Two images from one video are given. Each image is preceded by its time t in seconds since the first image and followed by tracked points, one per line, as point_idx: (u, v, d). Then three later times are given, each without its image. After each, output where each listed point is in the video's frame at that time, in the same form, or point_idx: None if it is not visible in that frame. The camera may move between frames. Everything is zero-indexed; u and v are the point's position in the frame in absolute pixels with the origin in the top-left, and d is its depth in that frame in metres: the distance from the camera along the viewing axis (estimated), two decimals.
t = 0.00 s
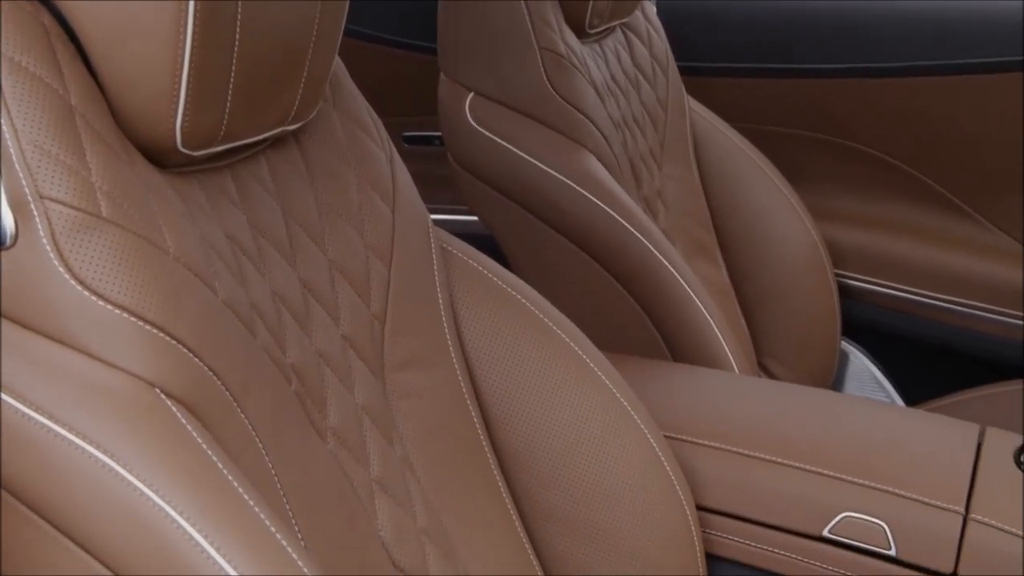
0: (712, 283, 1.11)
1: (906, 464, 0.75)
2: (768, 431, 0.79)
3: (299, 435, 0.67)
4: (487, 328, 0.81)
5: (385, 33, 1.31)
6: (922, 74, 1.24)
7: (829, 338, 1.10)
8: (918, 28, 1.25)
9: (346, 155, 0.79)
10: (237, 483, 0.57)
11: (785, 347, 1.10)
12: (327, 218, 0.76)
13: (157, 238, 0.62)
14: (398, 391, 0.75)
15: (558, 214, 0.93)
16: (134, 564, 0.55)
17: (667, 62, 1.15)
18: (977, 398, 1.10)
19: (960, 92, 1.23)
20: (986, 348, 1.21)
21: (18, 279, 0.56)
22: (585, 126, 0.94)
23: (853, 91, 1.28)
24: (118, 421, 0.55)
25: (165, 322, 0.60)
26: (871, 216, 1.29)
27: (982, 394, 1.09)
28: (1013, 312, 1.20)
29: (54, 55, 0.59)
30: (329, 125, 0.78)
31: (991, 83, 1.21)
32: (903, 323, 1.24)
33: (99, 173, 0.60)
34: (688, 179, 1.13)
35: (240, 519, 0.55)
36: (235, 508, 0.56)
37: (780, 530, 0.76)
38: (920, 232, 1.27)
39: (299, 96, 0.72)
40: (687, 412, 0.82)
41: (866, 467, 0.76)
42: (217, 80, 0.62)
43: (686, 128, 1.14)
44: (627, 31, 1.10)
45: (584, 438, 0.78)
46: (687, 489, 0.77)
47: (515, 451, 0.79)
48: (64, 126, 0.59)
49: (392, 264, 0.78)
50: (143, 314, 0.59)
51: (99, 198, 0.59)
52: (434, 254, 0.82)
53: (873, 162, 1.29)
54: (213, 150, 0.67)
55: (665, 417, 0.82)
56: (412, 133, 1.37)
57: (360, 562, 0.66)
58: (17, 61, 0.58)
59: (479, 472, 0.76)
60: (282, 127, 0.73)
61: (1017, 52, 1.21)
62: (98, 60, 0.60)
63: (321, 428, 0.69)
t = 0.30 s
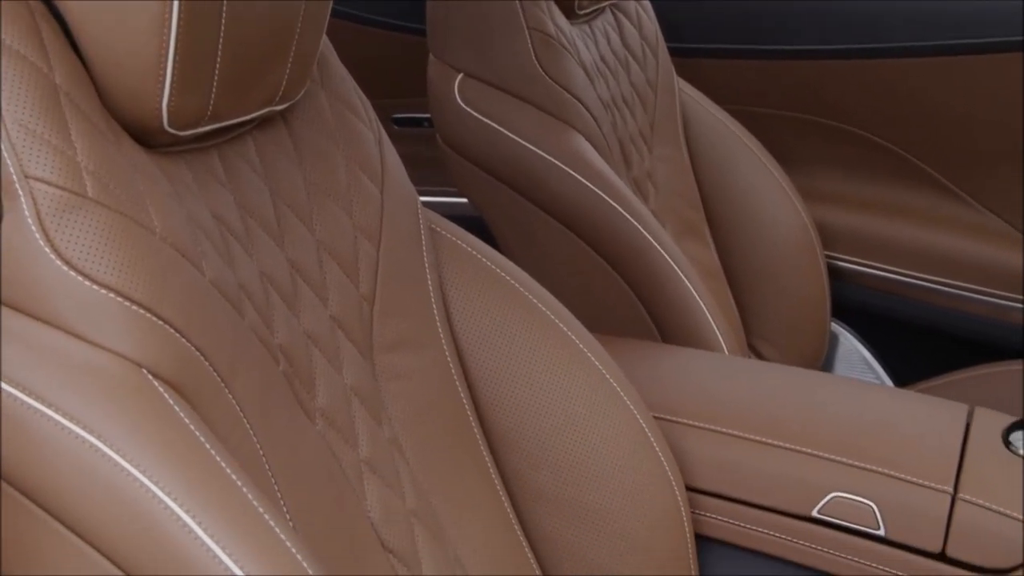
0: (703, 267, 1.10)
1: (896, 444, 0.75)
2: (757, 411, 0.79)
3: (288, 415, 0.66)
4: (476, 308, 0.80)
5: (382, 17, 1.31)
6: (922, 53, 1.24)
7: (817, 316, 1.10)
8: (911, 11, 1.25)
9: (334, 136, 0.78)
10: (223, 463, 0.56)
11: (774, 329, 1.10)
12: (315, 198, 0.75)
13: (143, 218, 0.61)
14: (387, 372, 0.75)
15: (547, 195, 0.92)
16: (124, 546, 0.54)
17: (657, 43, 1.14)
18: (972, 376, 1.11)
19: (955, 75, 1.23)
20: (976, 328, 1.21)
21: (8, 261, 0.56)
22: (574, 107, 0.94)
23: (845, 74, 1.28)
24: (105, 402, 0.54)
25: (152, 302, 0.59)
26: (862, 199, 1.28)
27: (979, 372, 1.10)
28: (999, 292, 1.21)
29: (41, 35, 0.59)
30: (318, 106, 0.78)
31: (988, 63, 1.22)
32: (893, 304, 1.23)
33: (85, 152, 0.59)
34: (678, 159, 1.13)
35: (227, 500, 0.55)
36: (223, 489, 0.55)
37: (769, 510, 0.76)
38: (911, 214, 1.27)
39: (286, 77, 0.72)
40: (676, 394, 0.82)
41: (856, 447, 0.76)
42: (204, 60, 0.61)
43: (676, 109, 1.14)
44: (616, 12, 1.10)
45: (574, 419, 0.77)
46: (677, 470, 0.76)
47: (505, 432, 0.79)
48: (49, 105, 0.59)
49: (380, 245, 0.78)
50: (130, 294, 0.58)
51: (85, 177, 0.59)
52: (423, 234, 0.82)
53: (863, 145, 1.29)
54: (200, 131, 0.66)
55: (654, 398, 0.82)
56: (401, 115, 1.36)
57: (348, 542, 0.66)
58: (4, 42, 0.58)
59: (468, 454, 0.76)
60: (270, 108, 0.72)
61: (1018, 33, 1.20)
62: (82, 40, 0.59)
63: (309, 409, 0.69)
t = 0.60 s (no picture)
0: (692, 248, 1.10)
1: (882, 419, 0.76)
2: (745, 388, 0.79)
3: (274, 391, 0.66)
4: (463, 285, 0.80)
5: None
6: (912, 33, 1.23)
7: (807, 291, 1.13)
8: None
9: (320, 112, 0.78)
10: (210, 439, 0.56)
11: (761, 305, 1.12)
12: (302, 174, 0.75)
13: (128, 194, 0.61)
14: (374, 348, 0.75)
15: (535, 172, 0.92)
16: (110, 522, 0.54)
17: (646, 20, 1.14)
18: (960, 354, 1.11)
19: (949, 53, 1.22)
20: (961, 304, 1.25)
21: None
22: (561, 84, 0.92)
23: (836, 53, 1.28)
24: (90, 378, 0.54)
25: (137, 278, 0.59)
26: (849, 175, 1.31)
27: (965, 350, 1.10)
28: (981, 269, 1.25)
29: (23, 12, 0.59)
30: (304, 82, 0.77)
31: (983, 39, 1.20)
32: (880, 280, 1.27)
33: (68, 128, 0.59)
34: (667, 137, 1.12)
35: (213, 476, 0.55)
36: (208, 465, 0.55)
37: (758, 487, 0.76)
38: (900, 190, 1.29)
39: (272, 53, 0.71)
40: (664, 370, 0.82)
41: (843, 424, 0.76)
42: (188, 35, 0.61)
43: (665, 87, 1.13)
44: None
45: (561, 396, 0.77)
46: (665, 446, 0.77)
47: (492, 409, 0.78)
48: (32, 79, 0.58)
49: (367, 221, 0.78)
50: (115, 270, 0.58)
51: (68, 153, 0.58)
52: (410, 210, 0.81)
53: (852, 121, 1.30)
54: (185, 106, 0.66)
55: (642, 374, 0.82)
56: (389, 92, 1.37)
57: (336, 518, 0.66)
58: None
59: (456, 431, 0.76)
60: (255, 83, 0.72)
61: (1014, 9, 1.19)
62: (66, 14, 0.59)
63: (296, 385, 0.69)
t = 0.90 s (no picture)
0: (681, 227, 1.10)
1: (870, 397, 0.76)
2: (734, 366, 0.79)
3: (262, 369, 0.66)
4: (452, 263, 0.80)
5: None
6: (904, 12, 1.25)
7: (797, 271, 1.13)
8: None
9: (307, 89, 0.77)
10: (198, 419, 0.56)
11: (750, 284, 1.12)
12: (289, 152, 0.74)
13: (113, 171, 0.60)
14: (363, 327, 0.74)
15: (524, 152, 0.92)
16: (98, 501, 0.53)
17: None
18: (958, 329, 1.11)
19: (939, 32, 1.24)
20: (949, 283, 1.24)
21: None
22: (550, 62, 0.93)
23: (830, 33, 1.29)
24: (77, 355, 0.54)
25: (123, 256, 0.58)
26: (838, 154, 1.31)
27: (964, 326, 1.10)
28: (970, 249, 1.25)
29: None
30: (291, 60, 0.77)
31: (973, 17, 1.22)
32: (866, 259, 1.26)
33: (53, 105, 0.58)
34: (657, 116, 1.11)
35: (202, 457, 0.54)
36: (195, 444, 0.54)
37: (747, 464, 0.76)
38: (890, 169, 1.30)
39: (258, 30, 0.71)
40: (653, 349, 0.82)
41: (832, 402, 0.76)
42: (174, 10, 0.60)
43: (655, 66, 1.13)
44: None
45: (550, 374, 0.77)
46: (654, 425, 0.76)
47: (481, 388, 0.78)
48: (15, 56, 0.57)
49: (354, 200, 0.77)
50: (100, 248, 0.57)
51: (53, 130, 0.58)
52: (398, 189, 0.81)
53: (841, 100, 1.31)
54: (170, 84, 0.65)
55: (631, 352, 0.82)
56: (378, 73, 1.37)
57: (325, 496, 0.66)
58: None
59: (445, 410, 0.76)
60: (241, 61, 0.71)
61: None
62: None
63: (283, 363, 0.68)
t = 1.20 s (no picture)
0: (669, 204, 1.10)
1: (857, 371, 0.76)
2: (721, 340, 0.79)
3: (247, 344, 0.65)
4: (438, 238, 0.80)
5: None
6: None
7: (785, 249, 1.13)
8: None
9: (292, 63, 0.77)
10: (183, 394, 0.55)
11: (738, 259, 1.12)
12: (274, 126, 0.74)
13: (95, 145, 0.60)
14: (348, 302, 0.74)
15: (511, 127, 0.91)
16: (84, 476, 0.53)
17: None
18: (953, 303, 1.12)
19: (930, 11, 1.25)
20: (934, 257, 1.25)
21: None
22: (537, 36, 0.92)
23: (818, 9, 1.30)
24: (60, 326, 0.53)
25: (106, 230, 0.58)
26: (826, 129, 1.32)
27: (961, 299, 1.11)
28: (957, 223, 1.26)
29: None
30: (275, 34, 0.77)
31: None
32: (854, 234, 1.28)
33: (33, 78, 0.58)
34: (644, 92, 1.11)
35: (187, 433, 0.54)
36: (179, 419, 0.54)
37: (734, 439, 0.76)
38: (879, 145, 1.30)
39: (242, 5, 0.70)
40: (640, 324, 0.82)
41: (819, 376, 0.76)
42: None
43: (642, 42, 1.12)
44: None
45: (537, 349, 0.77)
46: (641, 400, 0.76)
47: (468, 363, 0.78)
48: None
49: (340, 174, 0.77)
50: (83, 222, 0.56)
51: (34, 103, 0.57)
52: (384, 163, 0.81)
53: (830, 77, 1.32)
54: (153, 57, 0.65)
55: (618, 327, 0.82)
56: (365, 48, 1.36)
57: (310, 470, 0.65)
58: None
59: (432, 385, 0.76)
60: (225, 36, 0.71)
61: None
62: None
63: (269, 338, 0.68)
